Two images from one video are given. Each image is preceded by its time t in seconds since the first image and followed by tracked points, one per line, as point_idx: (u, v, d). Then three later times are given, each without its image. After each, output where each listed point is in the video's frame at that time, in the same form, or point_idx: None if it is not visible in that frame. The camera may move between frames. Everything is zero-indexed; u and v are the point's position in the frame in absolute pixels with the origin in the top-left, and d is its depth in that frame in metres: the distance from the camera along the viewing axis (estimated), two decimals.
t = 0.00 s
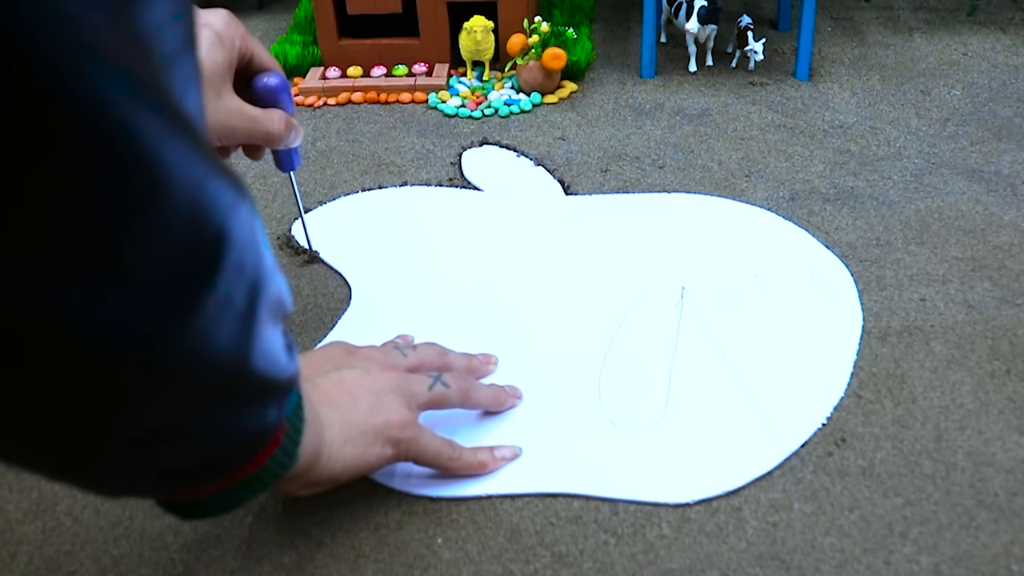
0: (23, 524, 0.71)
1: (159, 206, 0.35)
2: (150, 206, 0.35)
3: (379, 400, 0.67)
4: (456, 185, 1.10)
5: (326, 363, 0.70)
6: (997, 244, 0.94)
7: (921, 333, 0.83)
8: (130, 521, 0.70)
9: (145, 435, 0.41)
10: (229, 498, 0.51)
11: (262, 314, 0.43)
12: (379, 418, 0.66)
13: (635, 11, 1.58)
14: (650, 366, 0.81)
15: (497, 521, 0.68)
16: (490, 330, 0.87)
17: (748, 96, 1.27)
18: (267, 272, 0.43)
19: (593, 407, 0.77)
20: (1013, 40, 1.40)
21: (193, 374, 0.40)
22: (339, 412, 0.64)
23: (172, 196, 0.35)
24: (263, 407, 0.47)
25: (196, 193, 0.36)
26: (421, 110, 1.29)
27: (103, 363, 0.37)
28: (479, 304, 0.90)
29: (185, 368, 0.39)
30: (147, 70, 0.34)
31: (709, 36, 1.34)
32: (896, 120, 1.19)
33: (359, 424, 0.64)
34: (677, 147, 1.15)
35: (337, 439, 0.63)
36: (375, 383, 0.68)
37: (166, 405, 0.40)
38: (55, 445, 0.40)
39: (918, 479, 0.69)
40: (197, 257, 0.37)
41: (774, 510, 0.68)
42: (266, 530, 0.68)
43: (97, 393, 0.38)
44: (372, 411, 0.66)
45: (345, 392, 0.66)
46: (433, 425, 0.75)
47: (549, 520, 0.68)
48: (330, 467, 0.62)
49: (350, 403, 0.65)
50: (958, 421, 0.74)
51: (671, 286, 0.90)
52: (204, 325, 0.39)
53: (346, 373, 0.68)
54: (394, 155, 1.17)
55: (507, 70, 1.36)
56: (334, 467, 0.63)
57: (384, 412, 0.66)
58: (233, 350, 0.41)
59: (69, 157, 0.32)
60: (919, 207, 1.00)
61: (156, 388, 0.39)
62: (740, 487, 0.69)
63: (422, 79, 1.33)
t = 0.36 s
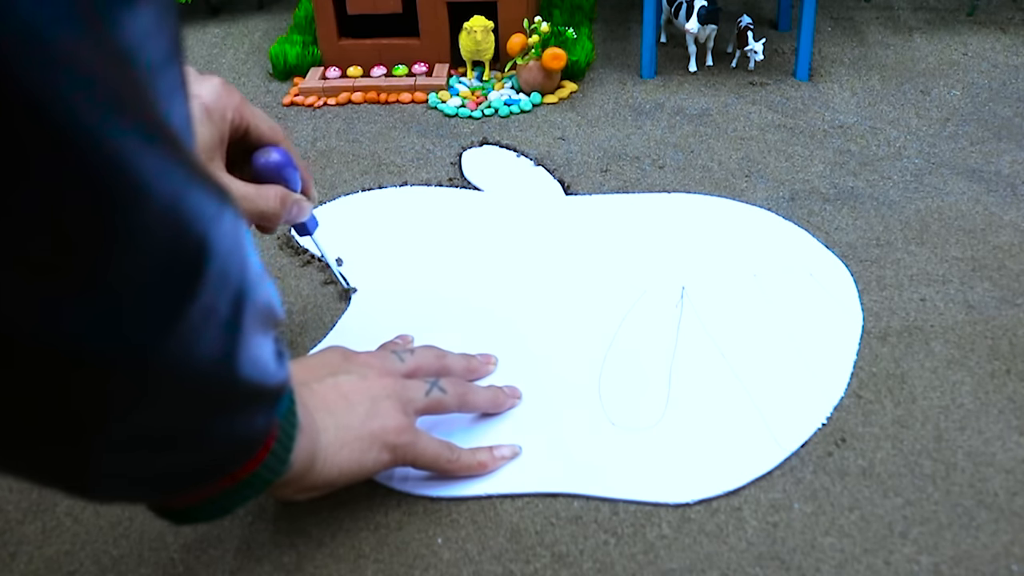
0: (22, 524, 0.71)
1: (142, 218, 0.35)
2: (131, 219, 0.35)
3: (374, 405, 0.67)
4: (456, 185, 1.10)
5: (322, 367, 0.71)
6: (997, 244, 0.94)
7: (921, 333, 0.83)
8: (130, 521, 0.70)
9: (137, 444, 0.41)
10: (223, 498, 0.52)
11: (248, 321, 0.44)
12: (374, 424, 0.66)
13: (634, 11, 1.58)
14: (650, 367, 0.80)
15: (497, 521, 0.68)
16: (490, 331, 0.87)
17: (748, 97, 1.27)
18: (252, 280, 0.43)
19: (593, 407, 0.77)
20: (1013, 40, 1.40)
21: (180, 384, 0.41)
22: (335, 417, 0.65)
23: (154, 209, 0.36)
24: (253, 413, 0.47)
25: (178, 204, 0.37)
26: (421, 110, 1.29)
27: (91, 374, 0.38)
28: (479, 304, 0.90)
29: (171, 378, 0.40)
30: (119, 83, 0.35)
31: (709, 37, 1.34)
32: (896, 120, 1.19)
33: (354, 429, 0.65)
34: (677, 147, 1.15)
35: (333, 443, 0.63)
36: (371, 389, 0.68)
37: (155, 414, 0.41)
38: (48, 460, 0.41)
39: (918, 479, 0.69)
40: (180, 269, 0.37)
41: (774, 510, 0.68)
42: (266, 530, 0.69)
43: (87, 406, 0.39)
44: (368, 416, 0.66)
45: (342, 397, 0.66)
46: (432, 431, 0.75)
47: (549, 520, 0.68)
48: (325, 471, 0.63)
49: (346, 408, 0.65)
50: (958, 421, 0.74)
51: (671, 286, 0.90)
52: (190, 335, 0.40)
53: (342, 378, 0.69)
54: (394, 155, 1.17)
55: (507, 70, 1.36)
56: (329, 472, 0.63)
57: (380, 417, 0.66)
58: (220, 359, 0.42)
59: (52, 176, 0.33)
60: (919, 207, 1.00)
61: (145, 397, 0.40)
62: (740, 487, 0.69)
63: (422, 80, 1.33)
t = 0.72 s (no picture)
0: (22, 524, 0.71)
1: (114, 241, 0.36)
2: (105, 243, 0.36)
3: (374, 406, 0.67)
4: (456, 185, 1.10)
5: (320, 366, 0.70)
6: (997, 244, 0.94)
7: (921, 333, 0.83)
8: (130, 521, 0.70)
9: (117, 453, 0.42)
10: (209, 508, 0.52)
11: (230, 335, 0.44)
12: (375, 423, 0.66)
13: (634, 11, 1.58)
14: (649, 367, 0.80)
15: (498, 521, 0.68)
16: (489, 331, 0.86)
17: (748, 97, 1.27)
18: (234, 293, 0.44)
19: (593, 407, 0.77)
20: (1013, 40, 1.40)
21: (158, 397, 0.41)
22: (335, 416, 0.64)
23: (114, 238, 0.36)
24: (235, 425, 0.47)
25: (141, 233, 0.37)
26: (421, 110, 1.29)
27: (69, 385, 0.38)
28: (479, 304, 0.90)
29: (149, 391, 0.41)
30: (85, 110, 0.34)
31: (709, 37, 1.34)
32: (896, 120, 1.19)
33: (355, 429, 0.65)
34: (677, 147, 1.15)
35: (333, 441, 0.63)
36: (371, 389, 0.68)
37: (134, 426, 0.42)
38: (34, 470, 0.42)
39: (918, 479, 0.69)
40: (154, 288, 0.38)
41: (774, 510, 0.68)
42: (266, 530, 0.69)
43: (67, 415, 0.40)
44: (368, 417, 0.66)
45: (342, 397, 0.66)
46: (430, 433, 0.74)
47: (549, 520, 0.68)
48: (324, 470, 0.63)
49: (345, 408, 0.65)
50: (957, 421, 0.74)
51: (671, 286, 0.90)
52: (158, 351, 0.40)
53: (342, 378, 0.69)
54: (395, 155, 1.17)
55: (507, 70, 1.36)
56: (329, 470, 0.63)
57: (380, 417, 0.66)
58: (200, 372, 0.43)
59: (22, 205, 0.33)
60: (919, 207, 1.00)
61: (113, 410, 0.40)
62: (740, 487, 0.69)
63: (422, 79, 1.33)
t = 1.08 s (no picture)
0: (23, 524, 0.71)
1: (10, 205, 0.39)
2: (17, 209, 0.39)
3: (373, 401, 0.67)
4: (456, 185, 1.10)
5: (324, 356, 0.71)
6: (997, 244, 0.94)
7: (921, 333, 0.83)
8: (130, 521, 0.70)
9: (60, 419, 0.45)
10: (188, 483, 0.53)
11: (190, 311, 0.46)
12: (373, 416, 0.66)
13: (634, 11, 1.58)
14: (649, 367, 0.80)
15: (498, 521, 0.68)
16: (489, 330, 0.86)
17: (748, 97, 1.27)
18: (181, 270, 0.45)
19: (593, 407, 0.77)
20: (1013, 40, 1.40)
21: (116, 365, 0.44)
22: (334, 405, 0.65)
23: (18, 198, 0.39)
24: (196, 403, 0.48)
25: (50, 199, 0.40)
26: (421, 110, 1.29)
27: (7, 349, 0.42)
28: (479, 304, 0.90)
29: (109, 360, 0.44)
30: None
31: (709, 36, 1.34)
32: (896, 120, 1.19)
33: (352, 420, 0.65)
34: (677, 147, 1.15)
35: (329, 429, 0.64)
36: (371, 384, 0.69)
37: (98, 394, 0.45)
38: None
39: (919, 479, 0.69)
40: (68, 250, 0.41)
41: (774, 510, 0.68)
42: (267, 530, 0.69)
43: (39, 378, 0.43)
44: (367, 410, 0.66)
45: (343, 389, 0.67)
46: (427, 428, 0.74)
47: (549, 520, 0.68)
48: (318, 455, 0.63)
49: (345, 399, 0.66)
50: (958, 421, 0.74)
51: (671, 286, 0.90)
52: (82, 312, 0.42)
53: (344, 369, 0.69)
54: (395, 155, 1.17)
55: (507, 69, 1.36)
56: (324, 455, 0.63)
57: (378, 412, 0.67)
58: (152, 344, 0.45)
59: None
60: (919, 207, 1.01)
61: (48, 372, 0.43)
62: (740, 487, 0.69)
63: (422, 79, 1.33)
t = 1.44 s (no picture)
0: (22, 524, 0.70)
1: None
2: None
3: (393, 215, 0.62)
4: (456, 185, 1.10)
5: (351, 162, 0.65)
6: (997, 243, 0.94)
7: (921, 333, 0.83)
8: (130, 521, 0.70)
9: None
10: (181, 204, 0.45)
11: None
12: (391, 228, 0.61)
13: (634, 11, 1.58)
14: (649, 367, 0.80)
15: (497, 521, 0.68)
16: (489, 331, 0.86)
17: (748, 97, 1.27)
18: None
19: (593, 407, 0.77)
20: (1013, 40, 1.40)
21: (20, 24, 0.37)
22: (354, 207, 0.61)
23: None
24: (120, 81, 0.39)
25: None
26: (421, 110, 1.29)
27: None
28: (479, 304, 0.90)
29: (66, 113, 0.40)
30: None
31: (709, 37, 1.34)
32: (896, 120, 1.19)
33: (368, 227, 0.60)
34: (677, 147, 1.15)
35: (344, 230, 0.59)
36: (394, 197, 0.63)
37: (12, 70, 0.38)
38: None
39: (919, 479, 0.69)
40: None
41: (774, 510, 0.68)
42: (267, 530, 0.69)
43: None
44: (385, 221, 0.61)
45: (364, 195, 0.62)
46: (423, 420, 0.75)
47: (549, 520, 0.68)
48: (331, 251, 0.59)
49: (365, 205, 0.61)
50: (958, 421, 0.74)
51: (671, 286, 0.90)
52: None
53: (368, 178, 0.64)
54: (395, 155, 1.17)
55: (507, 69, 1.36)
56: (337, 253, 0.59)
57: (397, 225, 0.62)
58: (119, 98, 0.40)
59: None
60: (919, 207, 1.01)
61: None
62: (740, 487, 0.69)
63: (422, 79, 1.33)
